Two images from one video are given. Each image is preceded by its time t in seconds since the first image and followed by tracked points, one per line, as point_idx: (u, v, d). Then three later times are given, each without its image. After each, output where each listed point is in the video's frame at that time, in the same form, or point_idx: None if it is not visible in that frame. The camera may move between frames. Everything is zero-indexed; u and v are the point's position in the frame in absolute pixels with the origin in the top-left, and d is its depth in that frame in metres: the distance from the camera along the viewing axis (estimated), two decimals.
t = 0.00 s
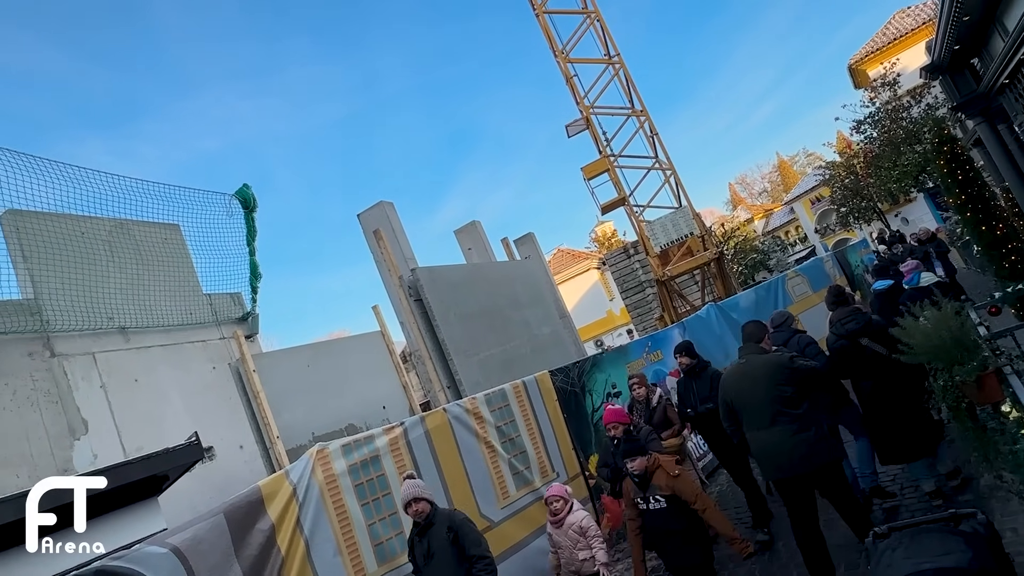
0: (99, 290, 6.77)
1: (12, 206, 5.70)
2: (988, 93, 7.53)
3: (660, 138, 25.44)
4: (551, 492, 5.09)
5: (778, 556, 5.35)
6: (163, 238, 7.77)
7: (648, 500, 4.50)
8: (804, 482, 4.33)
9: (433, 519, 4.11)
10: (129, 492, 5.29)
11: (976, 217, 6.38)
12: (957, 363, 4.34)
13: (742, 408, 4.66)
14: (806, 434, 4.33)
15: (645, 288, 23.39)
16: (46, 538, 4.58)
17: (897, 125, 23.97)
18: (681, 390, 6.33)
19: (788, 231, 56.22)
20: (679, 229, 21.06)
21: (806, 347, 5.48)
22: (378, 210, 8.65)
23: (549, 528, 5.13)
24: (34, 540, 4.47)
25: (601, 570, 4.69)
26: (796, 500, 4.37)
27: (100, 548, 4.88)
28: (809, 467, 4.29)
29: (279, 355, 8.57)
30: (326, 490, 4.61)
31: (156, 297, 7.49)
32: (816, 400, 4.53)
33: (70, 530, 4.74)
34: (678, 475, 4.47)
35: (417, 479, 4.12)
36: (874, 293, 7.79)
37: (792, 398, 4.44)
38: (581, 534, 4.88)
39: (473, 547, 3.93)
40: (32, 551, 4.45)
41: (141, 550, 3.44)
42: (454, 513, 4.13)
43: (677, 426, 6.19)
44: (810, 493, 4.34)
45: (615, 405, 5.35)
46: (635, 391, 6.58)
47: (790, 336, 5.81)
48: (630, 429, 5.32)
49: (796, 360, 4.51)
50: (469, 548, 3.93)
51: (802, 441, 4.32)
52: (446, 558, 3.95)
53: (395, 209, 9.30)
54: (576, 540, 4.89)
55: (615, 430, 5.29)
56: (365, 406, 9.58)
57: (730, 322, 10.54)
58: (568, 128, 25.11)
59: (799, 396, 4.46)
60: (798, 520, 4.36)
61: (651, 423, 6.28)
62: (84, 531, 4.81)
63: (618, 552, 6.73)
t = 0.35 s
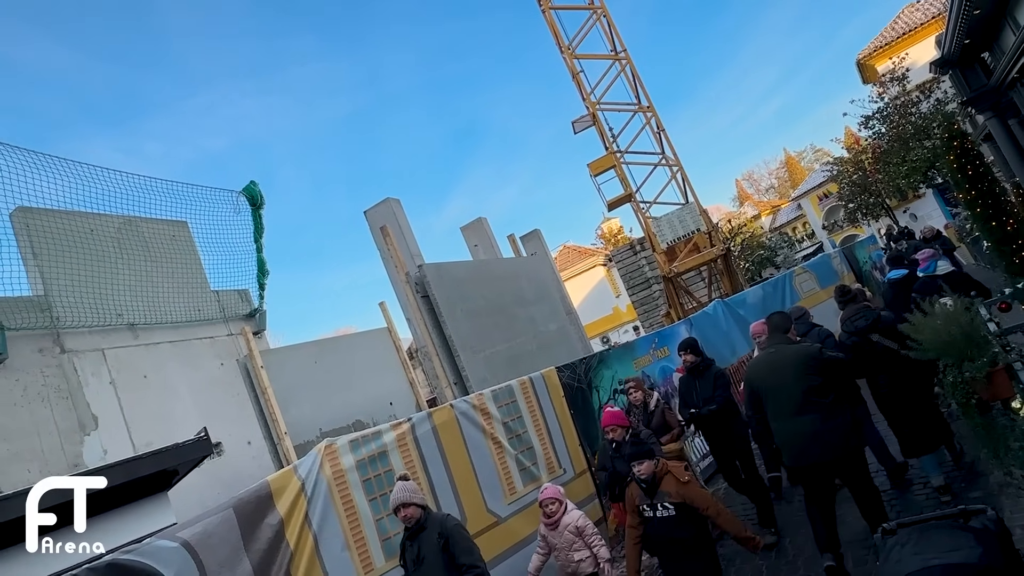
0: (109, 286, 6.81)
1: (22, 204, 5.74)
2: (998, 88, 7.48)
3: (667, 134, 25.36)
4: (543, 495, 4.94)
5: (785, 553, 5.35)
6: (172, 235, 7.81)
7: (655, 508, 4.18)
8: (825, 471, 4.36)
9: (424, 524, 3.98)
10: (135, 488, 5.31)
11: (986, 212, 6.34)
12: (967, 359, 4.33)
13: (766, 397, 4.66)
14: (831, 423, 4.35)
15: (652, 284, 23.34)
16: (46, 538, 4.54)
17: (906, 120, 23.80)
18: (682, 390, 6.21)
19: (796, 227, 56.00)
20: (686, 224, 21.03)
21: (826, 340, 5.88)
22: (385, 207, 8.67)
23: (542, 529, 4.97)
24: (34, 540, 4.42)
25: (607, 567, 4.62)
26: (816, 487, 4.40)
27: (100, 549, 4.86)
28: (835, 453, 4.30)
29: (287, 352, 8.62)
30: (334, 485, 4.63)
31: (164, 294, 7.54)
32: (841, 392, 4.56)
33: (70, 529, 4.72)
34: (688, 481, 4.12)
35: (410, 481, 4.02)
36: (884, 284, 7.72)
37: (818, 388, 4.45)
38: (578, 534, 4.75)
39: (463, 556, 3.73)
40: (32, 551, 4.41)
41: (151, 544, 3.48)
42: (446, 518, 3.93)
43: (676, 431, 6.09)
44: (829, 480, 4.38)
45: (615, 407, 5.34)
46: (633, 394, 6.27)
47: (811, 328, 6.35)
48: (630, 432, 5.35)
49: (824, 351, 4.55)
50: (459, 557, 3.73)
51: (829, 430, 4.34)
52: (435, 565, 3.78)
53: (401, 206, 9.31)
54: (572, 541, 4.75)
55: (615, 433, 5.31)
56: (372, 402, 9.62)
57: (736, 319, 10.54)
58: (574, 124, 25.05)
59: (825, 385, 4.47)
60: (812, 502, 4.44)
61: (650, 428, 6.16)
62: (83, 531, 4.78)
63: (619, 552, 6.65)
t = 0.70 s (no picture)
0: (117, 284, 6.85)
1: (30, 202, 5.78)
2: (1008, 83, 7.41)
3: (672, 131, 25.28)
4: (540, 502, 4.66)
5: (791, 548, 5.33)
6: (179, 232, 7.83)
7: (659, 508, 4.15)
8: (841, 457, 4.41)
9: (415, 527, 3.79)
10: (141, 486, 5.31)
11: (996, 209, 6.31)
12: (975, 356, 4.29)
13: (784, 384, 4.73)
14: (846, 410, 4.41)
15: (657, 281, 23.30)
16: (46, 538, 4.51)
17: (914, 115, 23.65)
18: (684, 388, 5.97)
19: (803, 224, 55.82)
20: (692, 221, 21.02)
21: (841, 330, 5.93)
22: (390, 204, 8.68)
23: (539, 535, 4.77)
24: (34, 540, 4.42)
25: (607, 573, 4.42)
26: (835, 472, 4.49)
27: (101, 549, 4.81)
28: (848, 440, 4.35)
29: (293, 348, 8.65)
30: (341, 481, 4.64)
31: (172, 291, 7.57)
32: (856, 380, 4.63)
33: (70, 530, 4.67)
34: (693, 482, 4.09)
35: (397, 484, 3.79)
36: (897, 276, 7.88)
37: (833, 376, 4.53)
38: (577, 541, 4.56)
39: (457, 559, 3.57)
40: (32, 551, 4.40)
41: (161, 538, 3.52)
42: (438, 521, 3.79)
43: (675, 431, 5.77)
44: (845, 465, 4.43)
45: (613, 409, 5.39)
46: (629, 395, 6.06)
47: (830, 322, 6.36)
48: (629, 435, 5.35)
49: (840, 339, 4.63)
50: (452, 560, 3.57)
51: (843, 417, 4.40)
52: (426, 568, 3.61)
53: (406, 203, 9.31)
54: (570, 547, 4.57)
55: (614, 435, 5.30)
56: (379, 399, 9.66)
57: (742, 316, 10.51)
58: (580, 121, 25.01)
59: (841, 373, 4.56)
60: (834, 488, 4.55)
61: (647, 428, 5.90)
62: (84, 530, 4.73)
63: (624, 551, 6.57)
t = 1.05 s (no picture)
0: (126, 280, 6.90)
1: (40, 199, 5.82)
2: (1018, 78, 7.35)
3: (679, 126, 25.19)
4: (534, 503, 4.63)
5: (799, 544, 5.32)
6: (187, 229, 7.87)
7: (659, 514, 3.86)
8: (854, 445, 4.46)
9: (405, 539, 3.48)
10: (146, 482, 5.35)
11: (1006, 204, 6.21)
12: (985, 351, 4.31)
13: (797, 375, 4.76)
14: (858, 399, 4.43)
15: (664, 277, 23.25)
16: (47, 538, 4.48)
17: (923, 111, 23.47)
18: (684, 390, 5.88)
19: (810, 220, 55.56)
20: (699, 218, 21.01)
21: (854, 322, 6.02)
22: (397, 201, 8.68)
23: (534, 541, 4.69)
24: (34, 540, 4.37)
25: None
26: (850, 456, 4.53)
27: (101, 548, 4.76)
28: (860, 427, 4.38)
29: (300, 344, 8.69)
30: (349, 476, 4.67)
31: (180, 287, 7.62)
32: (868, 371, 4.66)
33: (69, 529, 4.64)
34: (694, 485, 3.80)
35: (382, 495, 3.43)
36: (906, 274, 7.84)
37: (844, 366, 4.56)
38: (572, 546, 4.46)
39: (450, 571, 3.28)
40: (32, 551, 4.36)
41: (170, 533, 3.55)
42: (428, 531, 3.49)
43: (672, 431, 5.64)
44: (860, 452, 4.47)
45: (608, 409, 5.13)
46: (627, 396, 5.89)
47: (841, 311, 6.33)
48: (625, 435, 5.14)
49: (851, 330, 4.67)
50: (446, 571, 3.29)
51: (855, 406, 4.41)
52: None
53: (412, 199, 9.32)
54: (565, 553, 4.46)
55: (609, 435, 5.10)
56: (385, 395, 9.68)
57: (749, 312, 10.48)
58: (586, 117, 24.94)
59: (853, 363, 4.59)
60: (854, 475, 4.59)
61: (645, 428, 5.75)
62: (84, 530, 4.70)
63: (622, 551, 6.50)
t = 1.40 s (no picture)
0: (133, 277, 6.94)
1: (49, 197, 5.86)
2: None
3: (685, 123, 25.09)
4: (527, 509, 4.50)
5: (806, 541, 5.31)
6: (193, 226, 7.90)
7: (654, 525, 3.80)
8: (868, 437, 4.56)
9: (390, 553, 3.46)
10: (151, 478, 5.37)
11: (1015, 200, 6.21)
12: (994, 347, 4.23)
13: (809, 369, 4.86)
14: (869, 392, 4.52)
15: (670, 274, 23.17)
16: (46, 538, 4.43)
17: (932, 106, 23.31)
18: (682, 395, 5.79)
19: (817, 217, 55.35)
20: (705, 214, 20.99)
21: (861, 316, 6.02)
22: (403, 197, 8.68)
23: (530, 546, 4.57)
24: (34, 540, 4.32)
25: None
26: (864, 446, 4.63)
27: (101, 549, 4.71)
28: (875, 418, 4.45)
29: (307, 340, 8.72)
30: (356, 472, 4.68)
31: (187, 284, 7.65)
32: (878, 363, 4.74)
33: (69, 530, 4.60)
34: (690, 496, 3.72)
35: (364, 510, 3.44)
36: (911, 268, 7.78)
37: (855, 359, 4.66)
38: (565, 551, 4.30)
39: None
40: (32, 551, 4.31)
41: (180, 527, 3.57)
42: (415, 545, 3.48)
43: (672, 435, 5.63)
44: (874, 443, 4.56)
45: (603, 411, 4.93)
46: (625, 398, 5.87)
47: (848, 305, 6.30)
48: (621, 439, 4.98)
49: (858, 325, 4.77)
50: None
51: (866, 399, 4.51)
52: None
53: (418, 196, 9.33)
54: (559, 558, 4.32)
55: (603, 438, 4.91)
56: (391, 391, 9.71)
57: (755, 309, 10.45)
58: (592, 113, 24.87)
59: (863, 357, 4.69)
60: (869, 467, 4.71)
61: (642, 432, 5.74)
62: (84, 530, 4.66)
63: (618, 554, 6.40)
